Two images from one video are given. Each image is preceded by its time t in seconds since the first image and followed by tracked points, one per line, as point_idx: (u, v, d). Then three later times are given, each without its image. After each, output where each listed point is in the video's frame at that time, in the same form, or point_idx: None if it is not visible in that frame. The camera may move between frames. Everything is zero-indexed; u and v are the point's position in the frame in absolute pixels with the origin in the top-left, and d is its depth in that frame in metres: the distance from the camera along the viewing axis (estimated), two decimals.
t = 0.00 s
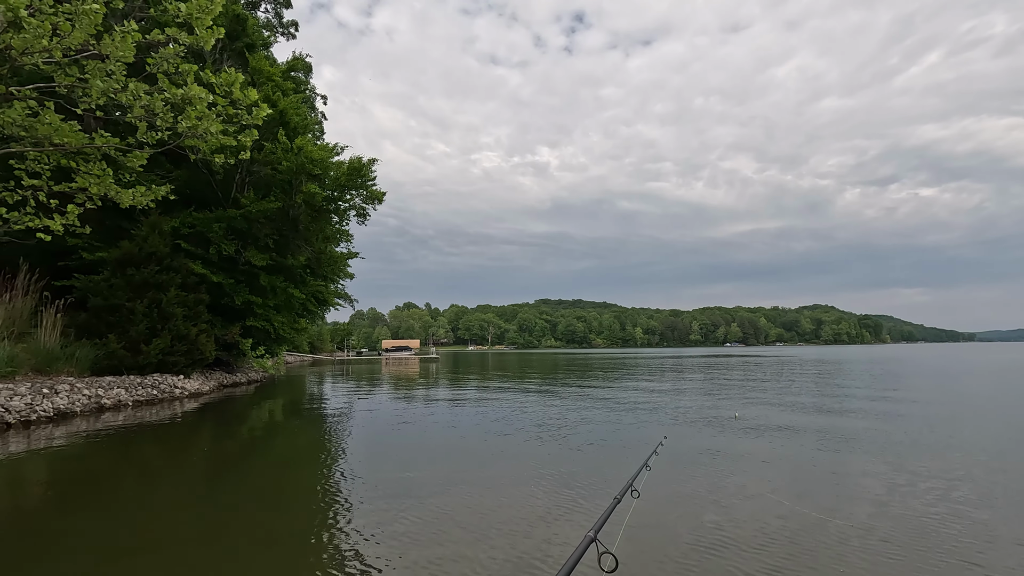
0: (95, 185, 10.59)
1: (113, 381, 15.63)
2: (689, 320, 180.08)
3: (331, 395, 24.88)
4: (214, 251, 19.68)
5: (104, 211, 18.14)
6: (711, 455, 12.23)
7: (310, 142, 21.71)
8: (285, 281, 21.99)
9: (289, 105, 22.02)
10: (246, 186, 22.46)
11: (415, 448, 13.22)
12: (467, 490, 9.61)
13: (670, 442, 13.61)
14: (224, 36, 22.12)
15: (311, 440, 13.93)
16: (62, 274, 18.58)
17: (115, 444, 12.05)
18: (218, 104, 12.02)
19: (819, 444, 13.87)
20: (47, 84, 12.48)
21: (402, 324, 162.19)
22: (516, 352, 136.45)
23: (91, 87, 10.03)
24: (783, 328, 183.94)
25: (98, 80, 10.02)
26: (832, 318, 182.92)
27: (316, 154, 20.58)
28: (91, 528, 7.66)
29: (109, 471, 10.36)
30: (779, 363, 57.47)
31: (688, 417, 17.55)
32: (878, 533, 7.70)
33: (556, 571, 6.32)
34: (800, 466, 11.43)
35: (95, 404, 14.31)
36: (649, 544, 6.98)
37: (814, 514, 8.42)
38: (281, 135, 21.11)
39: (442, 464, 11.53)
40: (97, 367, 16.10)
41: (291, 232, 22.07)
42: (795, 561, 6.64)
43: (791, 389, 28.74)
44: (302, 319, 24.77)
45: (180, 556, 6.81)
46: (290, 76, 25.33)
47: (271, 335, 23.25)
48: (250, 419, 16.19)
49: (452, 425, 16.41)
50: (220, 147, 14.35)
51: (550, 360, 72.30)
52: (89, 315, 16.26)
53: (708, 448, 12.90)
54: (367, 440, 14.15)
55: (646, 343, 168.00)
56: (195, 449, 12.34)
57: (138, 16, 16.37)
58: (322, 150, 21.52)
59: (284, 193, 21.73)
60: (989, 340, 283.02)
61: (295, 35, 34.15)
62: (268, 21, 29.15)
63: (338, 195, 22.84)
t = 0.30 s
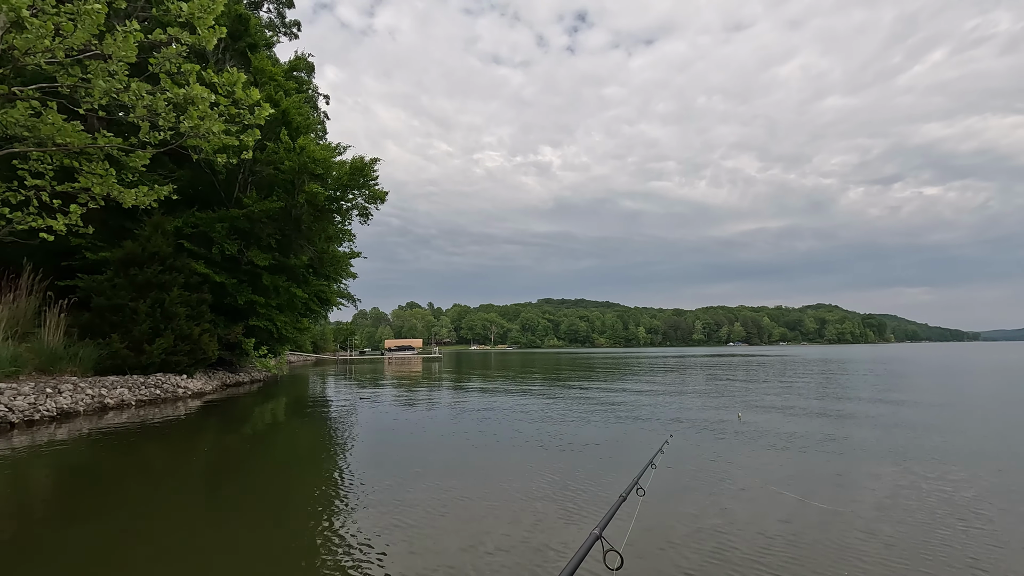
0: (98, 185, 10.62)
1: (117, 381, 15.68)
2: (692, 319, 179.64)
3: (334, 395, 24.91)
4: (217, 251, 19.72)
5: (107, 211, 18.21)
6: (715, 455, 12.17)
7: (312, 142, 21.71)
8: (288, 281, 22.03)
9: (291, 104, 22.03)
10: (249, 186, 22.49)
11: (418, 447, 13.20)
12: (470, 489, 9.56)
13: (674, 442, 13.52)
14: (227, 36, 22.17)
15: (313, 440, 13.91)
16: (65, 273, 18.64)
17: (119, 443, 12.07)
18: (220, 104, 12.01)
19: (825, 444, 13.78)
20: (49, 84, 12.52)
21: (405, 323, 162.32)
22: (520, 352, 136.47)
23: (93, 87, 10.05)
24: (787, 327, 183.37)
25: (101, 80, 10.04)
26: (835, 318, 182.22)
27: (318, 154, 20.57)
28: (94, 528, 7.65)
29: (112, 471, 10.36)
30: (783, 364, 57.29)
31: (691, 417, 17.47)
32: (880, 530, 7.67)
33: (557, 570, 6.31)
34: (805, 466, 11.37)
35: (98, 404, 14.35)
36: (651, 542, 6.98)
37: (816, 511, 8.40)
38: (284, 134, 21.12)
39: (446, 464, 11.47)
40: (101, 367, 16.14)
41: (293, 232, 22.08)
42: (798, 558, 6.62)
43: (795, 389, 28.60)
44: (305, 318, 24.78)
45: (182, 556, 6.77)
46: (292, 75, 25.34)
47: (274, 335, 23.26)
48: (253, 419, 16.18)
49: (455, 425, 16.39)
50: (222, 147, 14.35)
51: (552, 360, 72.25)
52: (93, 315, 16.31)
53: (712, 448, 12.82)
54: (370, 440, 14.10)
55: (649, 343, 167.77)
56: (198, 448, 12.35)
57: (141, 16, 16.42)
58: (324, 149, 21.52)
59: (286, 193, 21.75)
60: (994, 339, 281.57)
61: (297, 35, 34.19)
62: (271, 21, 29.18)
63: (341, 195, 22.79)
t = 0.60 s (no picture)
0: (100, 184, 10.63)
1: (119, 380, 15.71)
2: (695, 318, 179.26)
3: (337, 394, 24.91)
4: (219, 250, 19.75)
5: (109, 210, 18.24)
6: (718, 454, 12.11)
7: (314, 141, 21.68)
8: (290, 280, 22.05)
9: (293, 103, 22.02)
10: (251, 185, 22.50)
11: (420, 446, 13.17)
12: (473, 489, 9.51)
13: (677, 441, 13.45)
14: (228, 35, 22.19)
15: (316, 439, 13.87)
16: (68, 272, 18.68)
17: (121, 442, 12.08)
18: (222, 102, 12.00)
19: (829, 444, 13.70)
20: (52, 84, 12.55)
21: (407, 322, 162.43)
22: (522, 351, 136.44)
23: (95, 86, 10.05)
24: (790, 326, 182.84)
25: (102, 79, 10.03)
26: (839, 317, 181.62)
27: (320, 153, 20.54)
28: (95, 528, 7.61)
29: (114, 470, 10.34)
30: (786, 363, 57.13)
31: (694, 417, 17.37)
32: (881, 530, 7.64)
33: (557, 571, 6.28)
34: (808, 466, 11.32)
35: (101, 402, 14.37)
36: (652, 541, 6.96)
37: (816, 511, 8.38)
38: (285, 133, 21.12)
39: (448, 464, 11.40)
40: (103, 366, 16.17)
41: (296, 231, 22.08)
42: (798, 558, 6.59)
43: (798, 388, 28.48)
44: (307, 317, 24.80)
45: (185, 557, 6.73)
46: (294, 74, 25.33)
47: (276, 334, 23.27)
48: (255, 418, 16.19)
49: (457, 424, 16.35)
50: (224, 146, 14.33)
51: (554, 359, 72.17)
52: (95, 314, 16.35)
53: (716, 448, 12.75)
54: (372, 440, 13.99)
55: (651, 342, 167.56)
56: (200, 447, 12.34)
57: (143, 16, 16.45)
58: (326, 148, 21.50)
59: (288, 191, 21.78)
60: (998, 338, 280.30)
61: (299, 34, 34.17)
62: (272, 20, 29.18)
63: (342, 194, 22.64)
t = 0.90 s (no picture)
0: (101, 184, 10.62)
1: (120, 379, 15.70)
2: (697, 318, 179.02)
3: (338, 393, 24.89)
4: (220, 249, 19.75)
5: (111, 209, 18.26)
6: (722, 454, 12.05)
7: (315, 140, 21.65)
8: (291, 279, 22.06)
9: (294, 102, 21.99)
10: (252, 185, 22.49)
11: (422, 446, 13.12)
12: (475, 488, 9.47)
13: (680, 441, 13.37)
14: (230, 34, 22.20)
15: (317, 439, 13.84)
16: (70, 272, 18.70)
17: (122, 441, 12.07)
18: (223, 101, 11.98)
19: (833, 443, 13.60)
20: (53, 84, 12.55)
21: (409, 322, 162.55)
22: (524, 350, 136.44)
23: (95, 85, 10.03)
24: (792, 325, 182.47)
25: (103, 78, 10.01)
26: (841, 316, 181.20)
27: (321, 152, 20.48)
28: (94, 528, 7.57)
29: (115, 470, 10.33)
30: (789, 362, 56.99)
31: (697, 416, 17.32)
32: (883, 530, 7.59)
33: (559, 571, 6.23)
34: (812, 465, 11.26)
35: (102, 402, 14.38)
36: (653, 541, 6.91)
37: (818, 511, 8.33)
38: (286, 132, 21.12)
39: (450, 463, 11.34)
40: (105, 365, 16.19)
41: (297, 230, 22.06)
42: (800, 559, 6.55)
43: (801, 387, 28.38)
44: (309, 317, 24.79)
45: (184, 558, 6.67)
46: (295, 73, 25.31)
47: (278, 333, 23.25)
48: (256, 417, 16.17)
49: (459, 423, 16.29)
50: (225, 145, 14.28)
51: (555, 359, 72.13)
52: (97, 313, 16.36)
53: (719, 447, 12.68)
54: (373, 439, 13.92)
55: (653, 341, 167.44)
56: (201, 446, 12.33)
57: (144, 15, 16.45)
58: (327, 147, 21.46)
59: (289, 191, 21.77)
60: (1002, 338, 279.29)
61: (300, 34, 34.19)
62: (274, 19, 29.20)
63: (344, 193, 22.54)
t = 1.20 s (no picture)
0: (102, 184, 10.61)
1: (121, 379, 15.68)
2: (698, 318, 178.73)
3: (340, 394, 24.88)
4: (221, 250, 19.77)
5: (112, 209, 18.28)
6: (724, 455, 12.02)
7: (317, 140, 21.67)
8: (293, 279, 22.11)
9: (295, 103, 21.98)
10: (253, 185, 22.51)
11: (422, 446, 13.10)
12: (476, 489, 9.45)
13: (682, 442, 13.33)
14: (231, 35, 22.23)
15: (318, 439, 13.84)
16: (71, 272, 18.73)
17: (123, 441, 12.07)
18: (224, 102, 11.96)
19: (835, 444, 13.56)
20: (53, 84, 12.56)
21: (410, 322, 162.58)
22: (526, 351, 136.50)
23: (96, 85, 10.02)
24: (794, 325, 182.11)
25: (103, 78, 10.01)
26: (843, 317, 180.85)
27: (322, 152, 20.48)
28: (95, 529, 7.54)
29: (117, 470, 10.34)
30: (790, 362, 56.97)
31: (698, 417, 17.30)
32: (886, 532, 7.55)
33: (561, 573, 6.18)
34: (814, 466, 11.23)
35: (103, 402, 14.38)
36: (655, 544, 6.86)
37: (819, 513, 8.29)
38: (288, 133, 21.14)
39: (451, 464, 11.31)
40: (106, 365, 16.21)
41: (298, 230, 22.07)
42: (802, 561, 6.50)
43: (803, 387, 28.33)
44: (310, 317, 24.82)
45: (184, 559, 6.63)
46: (296, 74, 25.32)
47: (279, 334, 23.28)
48: (257, 418, 16.15)
49: (460, 424, 16.27)
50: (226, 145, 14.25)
51: (556, 359, 72.07)
52: (98, 313, 16.37)
53: (720, 448, 12.66)
54: (375, 440, 13.90)
55: (655, 341, 167.29)
56: (202, 447, 12.34)
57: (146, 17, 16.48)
58: (329, 147, 21.46)
59: (291, 191, 21.76)
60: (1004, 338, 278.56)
61: (301, 34, 34.21)
62: (276, 20, 29.26)
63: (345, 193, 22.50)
